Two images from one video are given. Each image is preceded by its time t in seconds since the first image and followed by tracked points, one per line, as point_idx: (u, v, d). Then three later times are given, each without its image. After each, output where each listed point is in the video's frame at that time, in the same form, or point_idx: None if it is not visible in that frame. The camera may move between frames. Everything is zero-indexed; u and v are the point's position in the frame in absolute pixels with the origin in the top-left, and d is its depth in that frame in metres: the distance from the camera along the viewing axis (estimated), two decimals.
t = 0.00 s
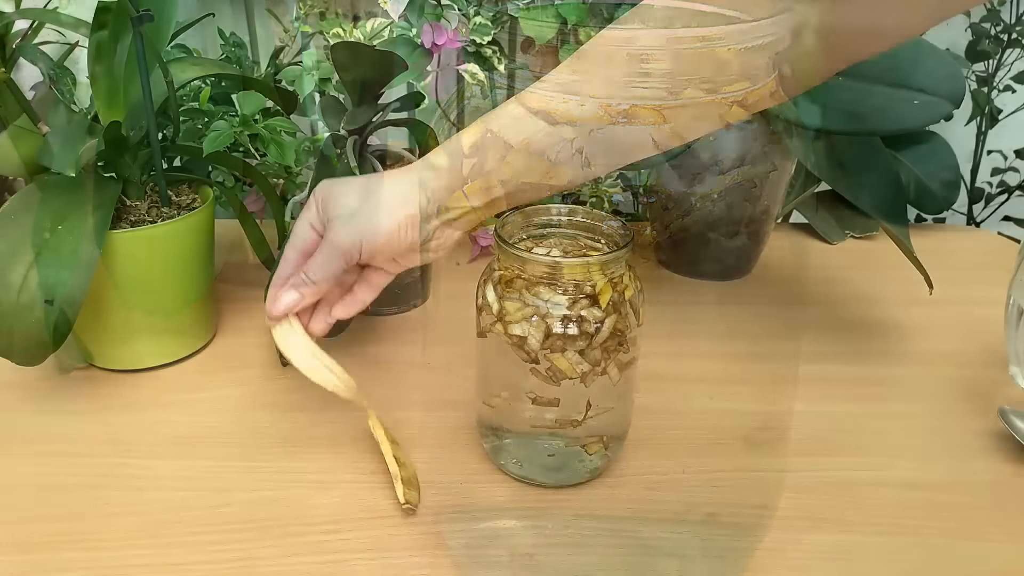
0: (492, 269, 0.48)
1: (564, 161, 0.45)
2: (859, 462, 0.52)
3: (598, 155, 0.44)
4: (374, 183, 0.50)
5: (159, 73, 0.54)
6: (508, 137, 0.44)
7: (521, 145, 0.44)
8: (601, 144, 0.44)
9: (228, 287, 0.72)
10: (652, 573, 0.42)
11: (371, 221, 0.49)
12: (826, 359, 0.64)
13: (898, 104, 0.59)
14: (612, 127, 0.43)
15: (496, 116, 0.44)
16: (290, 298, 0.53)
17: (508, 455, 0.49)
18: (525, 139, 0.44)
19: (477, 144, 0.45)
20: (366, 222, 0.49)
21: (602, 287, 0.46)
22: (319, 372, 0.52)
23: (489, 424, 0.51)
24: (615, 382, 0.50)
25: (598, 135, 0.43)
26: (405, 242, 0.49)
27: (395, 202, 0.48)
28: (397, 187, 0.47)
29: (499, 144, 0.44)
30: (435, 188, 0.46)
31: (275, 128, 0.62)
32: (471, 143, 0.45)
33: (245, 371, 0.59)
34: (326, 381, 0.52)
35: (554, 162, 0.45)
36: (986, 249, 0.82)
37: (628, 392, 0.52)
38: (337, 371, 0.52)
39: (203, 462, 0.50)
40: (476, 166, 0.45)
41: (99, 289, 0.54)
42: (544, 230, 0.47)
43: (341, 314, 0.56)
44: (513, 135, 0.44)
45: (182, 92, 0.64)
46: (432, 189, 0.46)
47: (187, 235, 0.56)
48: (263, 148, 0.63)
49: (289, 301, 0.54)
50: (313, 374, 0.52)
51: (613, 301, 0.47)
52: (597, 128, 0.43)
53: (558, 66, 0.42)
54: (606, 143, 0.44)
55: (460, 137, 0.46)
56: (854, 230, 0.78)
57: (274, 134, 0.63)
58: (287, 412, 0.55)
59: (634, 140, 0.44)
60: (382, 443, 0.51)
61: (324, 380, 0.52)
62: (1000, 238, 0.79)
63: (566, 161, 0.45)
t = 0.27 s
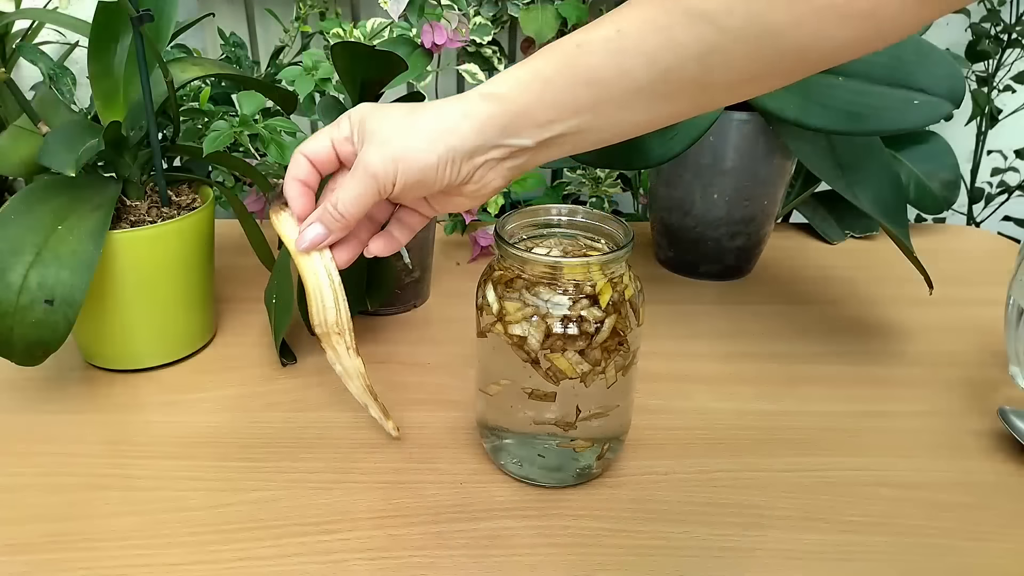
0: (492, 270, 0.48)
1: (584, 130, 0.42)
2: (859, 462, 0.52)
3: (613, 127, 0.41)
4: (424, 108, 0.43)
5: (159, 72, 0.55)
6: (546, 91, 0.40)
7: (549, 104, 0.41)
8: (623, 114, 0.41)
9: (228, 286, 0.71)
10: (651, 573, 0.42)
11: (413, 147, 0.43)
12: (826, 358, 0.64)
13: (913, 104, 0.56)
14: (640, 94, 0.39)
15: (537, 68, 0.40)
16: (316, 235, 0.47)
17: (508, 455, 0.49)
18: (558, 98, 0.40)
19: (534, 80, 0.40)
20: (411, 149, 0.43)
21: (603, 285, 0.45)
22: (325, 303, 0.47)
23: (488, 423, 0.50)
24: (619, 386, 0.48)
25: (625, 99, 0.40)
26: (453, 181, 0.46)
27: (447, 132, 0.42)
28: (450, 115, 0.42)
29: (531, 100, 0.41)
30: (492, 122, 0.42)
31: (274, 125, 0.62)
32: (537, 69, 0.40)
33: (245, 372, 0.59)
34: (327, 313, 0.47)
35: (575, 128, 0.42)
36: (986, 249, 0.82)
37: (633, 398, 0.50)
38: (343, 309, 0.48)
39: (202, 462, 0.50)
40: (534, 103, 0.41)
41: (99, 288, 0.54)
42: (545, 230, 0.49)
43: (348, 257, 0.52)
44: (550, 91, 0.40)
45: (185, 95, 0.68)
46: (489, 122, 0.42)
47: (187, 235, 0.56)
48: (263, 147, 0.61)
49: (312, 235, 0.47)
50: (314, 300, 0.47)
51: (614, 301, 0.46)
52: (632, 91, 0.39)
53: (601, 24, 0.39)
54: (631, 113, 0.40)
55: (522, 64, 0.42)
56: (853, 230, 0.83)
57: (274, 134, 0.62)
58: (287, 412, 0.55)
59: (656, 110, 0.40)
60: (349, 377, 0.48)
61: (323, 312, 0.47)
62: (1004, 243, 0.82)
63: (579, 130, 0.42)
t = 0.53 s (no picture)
0: (492, 270, 0.48)
1: (652, 80, 0.42)
2: (859, 462, 0.52)
3: (688, 76, 0.41)
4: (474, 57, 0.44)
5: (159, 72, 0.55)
6: (611, 38, 0.41)
7: (614, 53, 0.41)
8: (698, 65, 0.40)
9: (228, 286, 0.71)
10: (652, 573, 0.42)
11: (464, 95, 0.43)
12: (826, 358, 0.64)
13: (913, 104, 0.55)
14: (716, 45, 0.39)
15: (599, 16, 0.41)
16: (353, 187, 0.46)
17: (509, 455, 0.49)
18: (630, 42, 0.40)
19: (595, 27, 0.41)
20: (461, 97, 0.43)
21: (602, 284, 0.45)
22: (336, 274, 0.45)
23: (488, 423, 0.50)
24: (619, 386, 0.48)
25: (698, 47, 0.39)
26: (503, 133, 0.46)
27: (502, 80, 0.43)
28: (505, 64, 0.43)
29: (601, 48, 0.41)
30: (552, 69, 0.42)
31: (274, 126, 0.62)
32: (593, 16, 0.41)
33: (245, 372, 0.59)
34: (335, 287, 0.45)
35: (639, 79, 0.41)
36: (987, 249, 0.82)
37: (634, 397, 0.50)
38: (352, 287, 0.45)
39: (202, 462, 0.50)
40: (597, 50, 0.41)
41: (99, 288, 0.54)
42: (545, 230, 0.49)
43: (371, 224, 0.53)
44: (623, 36, 0.40)
45: (184, 95, 0.67)
46: (547, 70, 0.42)
47: (187, 235, 0.56)
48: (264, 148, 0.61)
49: (348, 188, 0.46)
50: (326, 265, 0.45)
51: (614, 301, 0.46)
52: (709, 38, 0.39)
53: None
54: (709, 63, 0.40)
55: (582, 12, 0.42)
56: (853, 230, 0.84)
57: (274, 134, 0.62)
58: (287, 412, 0.55)
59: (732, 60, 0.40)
60: (329, 366, 0.43)
61: (331, 285, 0.45)
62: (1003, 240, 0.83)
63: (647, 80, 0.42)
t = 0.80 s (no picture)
0: (492, 270, 0.48)
1: (695, 63, 0.41)
2: (859, 462, 0.52)
3: (736, 58, 0.40)
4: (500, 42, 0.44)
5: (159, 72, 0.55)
6: (648, 20, 0.41)
7: (652, 36, 0.41)
8: (745, 48, 0.40)
9: (228, 286, 0.71)
10: (652, 572, 0.42)
11: (491, 79, 0.43)
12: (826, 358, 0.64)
13: (913, 104, 0.55)
14: (765, 24, 0.39)
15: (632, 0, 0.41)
16: (366, 176, 0.44)
17: (509, 455, 0.49)
18: (672, 24, 0.40)
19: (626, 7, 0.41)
20: (492, 80, 0.43)
21: (602, 283, 0.45)
22: (344, 279, 0.43)
23: (487, 423, 0.50)
24: (619, 385, 0.48)
25: (745, 28, 0.39)
26: (534, 121, 0.46)
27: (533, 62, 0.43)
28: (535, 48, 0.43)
29: (640, 32, 0.41)
30: (586, 49, 0.42)
31: (274, 126, 0.62)
32: None
33: (245, 372, 0.59)
34: (347, 292, 0.43)
35: (681, 62, 0.41)
36: (986, 249, 0.82)
37: (634, 397, 0.50)
38: (367, 293, 0.43)
39: (202, 462, 0.50)
40: (632, 30, 0.41)
41: (99, 288, 0.54)
42: (545, 229, 0.49)
43: (384, 237, 0.54)
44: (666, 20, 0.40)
45: (184, 95, 0.67)
46: (579, 50, 0.43)
47: (188, 235, 0.56)
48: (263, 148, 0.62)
49: (361, 176, 0.44)
50: (333, 268, 0.43)
51: (614, 301, 0.46)
52: (758, 18, 0.38)
53: None
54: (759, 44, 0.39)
55: None
56: (853, 230, 0.84)
57: (274, 134, 0.62)
58: (287, 412, 0.55)
59: (782, 40, 0.39)
60: (364, 369, 0.42)
61: (342, 289, 0.43)
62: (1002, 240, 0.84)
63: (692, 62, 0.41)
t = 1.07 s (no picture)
0: (492, 270, 0.48)
1: (762, 67, 0.39)
2: (858, 462, 0.52)
3: (810, 63, 0.37)
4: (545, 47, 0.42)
5: (159, 72, 0.55)
6: (711, 22, 0.38)
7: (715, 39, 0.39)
8: (820, 50, 0.37)
9: (229, 286, 0.71)
10: (652, 572, 0.42)
11: (538, 84, 0.41)
12: (827, 358, 0.64)
13: (913, 104, 0.55)
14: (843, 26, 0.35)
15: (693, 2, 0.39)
16: (403, 173, 0.43)
17: (508, 455, 0.49)
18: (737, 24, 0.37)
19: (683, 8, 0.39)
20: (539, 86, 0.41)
21: (602, 283, 0.45)
22: (368, 281, 0.42)
23: (487, 423, 0.50)
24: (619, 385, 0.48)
25: (820, 28, 0.36)
26: (583, 131, 0.44)
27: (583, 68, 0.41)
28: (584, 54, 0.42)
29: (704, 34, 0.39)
30: (643, 53, 0.41)
31: (274, 125, 0.63)
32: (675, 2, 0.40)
33: (244, 372, 0.59)
34: (369, 296, 0.42)
35: (748, 66, 0.39)
36: (987, 249, 0.82)
37: (635, 397, 0.50)
38: (389, 302, 0.42)
39: (201, 462, 0.50)
40: (693, 32, 0.39)
41: (99, 288, 0.54)
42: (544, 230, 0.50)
43: (416, 272, 0.49)
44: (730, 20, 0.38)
45: (184, 95, 0.67)
46: (633, 55, 0.41)
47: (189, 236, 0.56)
48: (263, 148, 0.62)
49: (395, 170, 0.43)
50: (358, 268, 0.42)
51: (614, 301, 0.46)
52: (835, 17, 0.35)
53: None
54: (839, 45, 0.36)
55: None
56: (853, 230, 0.84)
57: (274, 134, 0.62)
58: (287, 412, 0.55)
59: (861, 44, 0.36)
60: (375, 383, 0.41)
61: (364, 292, 0.42)
62: (1003, 240, 0.84)
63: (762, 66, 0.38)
